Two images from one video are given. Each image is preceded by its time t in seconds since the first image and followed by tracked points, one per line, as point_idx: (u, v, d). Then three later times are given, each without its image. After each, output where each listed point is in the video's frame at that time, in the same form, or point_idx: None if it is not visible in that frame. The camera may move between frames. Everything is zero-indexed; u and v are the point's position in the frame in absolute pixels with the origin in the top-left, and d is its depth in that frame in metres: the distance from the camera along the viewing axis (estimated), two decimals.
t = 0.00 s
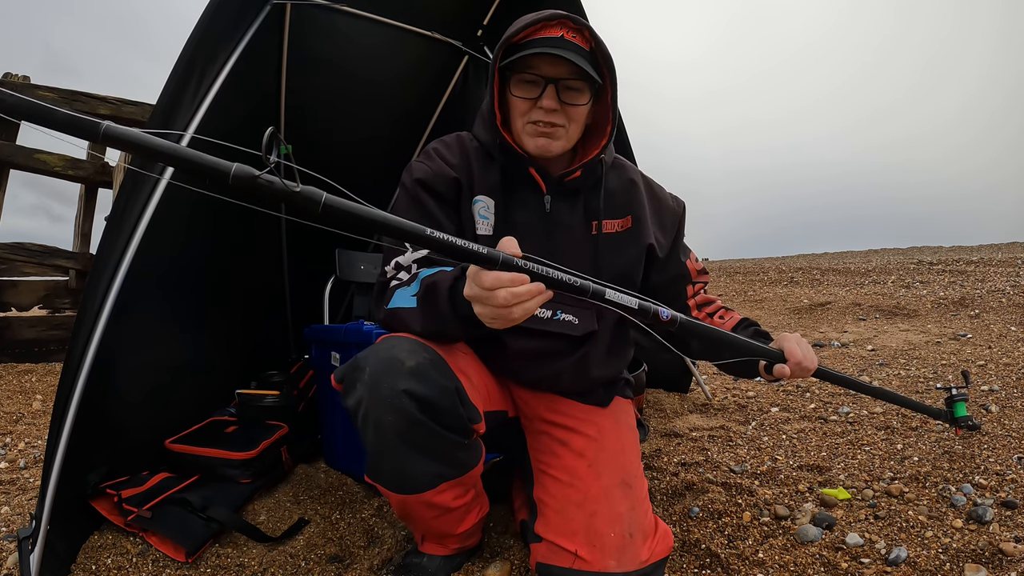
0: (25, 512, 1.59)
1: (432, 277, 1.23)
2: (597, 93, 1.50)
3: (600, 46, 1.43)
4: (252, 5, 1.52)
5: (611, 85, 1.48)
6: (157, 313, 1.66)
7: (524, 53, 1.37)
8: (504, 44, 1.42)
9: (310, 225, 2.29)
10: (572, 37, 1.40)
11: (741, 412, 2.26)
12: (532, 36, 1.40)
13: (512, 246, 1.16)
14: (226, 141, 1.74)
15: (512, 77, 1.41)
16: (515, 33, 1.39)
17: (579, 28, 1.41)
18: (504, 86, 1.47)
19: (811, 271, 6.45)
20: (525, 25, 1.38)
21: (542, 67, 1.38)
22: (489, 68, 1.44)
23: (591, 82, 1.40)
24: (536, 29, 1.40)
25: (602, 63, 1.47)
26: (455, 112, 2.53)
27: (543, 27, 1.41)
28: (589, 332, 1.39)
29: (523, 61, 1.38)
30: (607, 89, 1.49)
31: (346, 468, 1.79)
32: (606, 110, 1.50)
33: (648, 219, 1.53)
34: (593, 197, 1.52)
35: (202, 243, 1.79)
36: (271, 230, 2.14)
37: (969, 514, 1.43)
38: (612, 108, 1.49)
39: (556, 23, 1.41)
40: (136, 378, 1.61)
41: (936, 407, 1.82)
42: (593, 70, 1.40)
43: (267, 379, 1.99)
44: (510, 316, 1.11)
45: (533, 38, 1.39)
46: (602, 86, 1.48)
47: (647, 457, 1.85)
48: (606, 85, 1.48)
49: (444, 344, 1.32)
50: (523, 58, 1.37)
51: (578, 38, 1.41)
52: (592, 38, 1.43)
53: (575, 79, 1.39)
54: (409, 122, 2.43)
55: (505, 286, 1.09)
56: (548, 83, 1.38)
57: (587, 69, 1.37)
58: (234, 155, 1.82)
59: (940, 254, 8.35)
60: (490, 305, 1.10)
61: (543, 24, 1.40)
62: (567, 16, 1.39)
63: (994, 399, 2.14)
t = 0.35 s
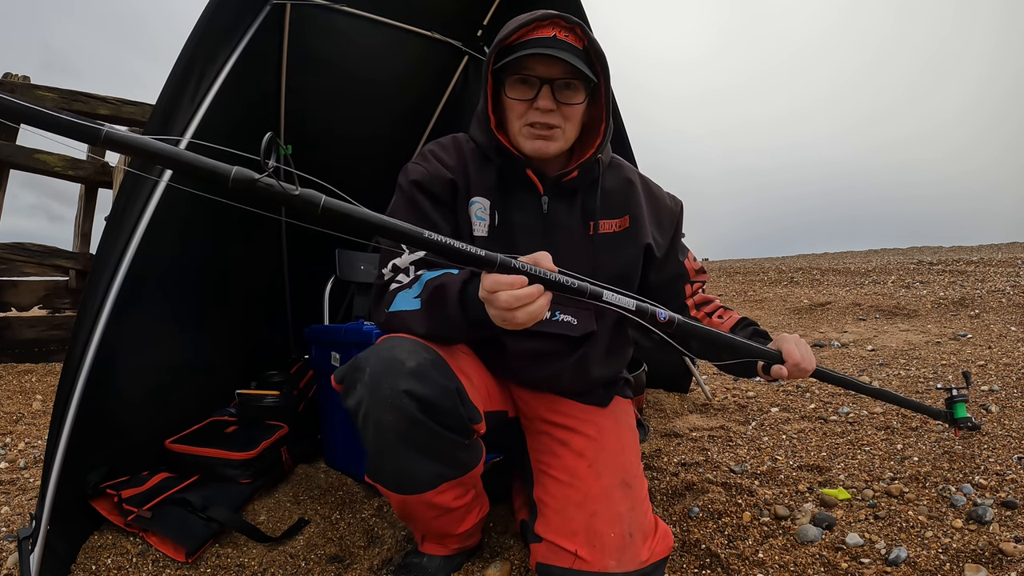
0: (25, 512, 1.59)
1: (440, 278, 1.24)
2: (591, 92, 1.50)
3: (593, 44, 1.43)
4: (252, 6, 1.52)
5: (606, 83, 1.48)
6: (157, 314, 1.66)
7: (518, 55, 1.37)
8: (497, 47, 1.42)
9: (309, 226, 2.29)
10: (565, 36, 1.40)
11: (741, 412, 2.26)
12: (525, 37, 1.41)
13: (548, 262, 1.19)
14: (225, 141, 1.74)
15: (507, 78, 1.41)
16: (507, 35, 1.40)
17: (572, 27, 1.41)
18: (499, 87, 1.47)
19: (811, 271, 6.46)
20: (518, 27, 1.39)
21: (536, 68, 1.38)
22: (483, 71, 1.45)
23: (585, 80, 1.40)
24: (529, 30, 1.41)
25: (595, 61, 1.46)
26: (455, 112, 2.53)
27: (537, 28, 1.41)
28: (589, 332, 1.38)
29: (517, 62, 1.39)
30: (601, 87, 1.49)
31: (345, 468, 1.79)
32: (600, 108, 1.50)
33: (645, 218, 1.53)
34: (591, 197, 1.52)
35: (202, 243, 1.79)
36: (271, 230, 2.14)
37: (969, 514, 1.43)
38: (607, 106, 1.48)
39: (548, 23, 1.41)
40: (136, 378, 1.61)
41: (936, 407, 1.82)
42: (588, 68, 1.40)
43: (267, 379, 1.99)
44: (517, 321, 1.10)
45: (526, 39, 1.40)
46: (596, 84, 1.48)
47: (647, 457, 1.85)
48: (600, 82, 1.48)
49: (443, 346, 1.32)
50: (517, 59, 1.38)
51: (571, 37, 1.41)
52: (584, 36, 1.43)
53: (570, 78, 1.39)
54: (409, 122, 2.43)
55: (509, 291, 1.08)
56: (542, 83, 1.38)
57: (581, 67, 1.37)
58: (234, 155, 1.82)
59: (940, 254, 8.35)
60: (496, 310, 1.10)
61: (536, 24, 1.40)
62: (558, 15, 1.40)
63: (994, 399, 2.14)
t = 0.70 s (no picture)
0: (25, 512, 1.59)
1: (444, 278, 1.23)
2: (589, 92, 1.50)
3: (590, 44, 1.43)
4: (252, 6, 1.52)
5: (603, 83, 1.48)
6: (157, 314, 1.66)
7: (515, 55, 1.37)
8: (495, 48, 1.42)
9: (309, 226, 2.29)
10: (562, 37, 1.40)
11: (741, 412, 2.26)
12: (522, 38, 1.41)
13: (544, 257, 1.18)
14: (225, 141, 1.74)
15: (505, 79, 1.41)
16: (504, 36, 1.40)
17: (569, 27, 1.42)
18: (496, 89, 1.47)
19: (811, 271, 6.46)
20: (514, 28, 1.39)
21: (534, 68, 1.38)
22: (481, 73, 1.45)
23: (583, 80, 1.40)
24: (526, 31, 1.41)
25: (592, 61, 1.46)
26: (455, 113, 2.53)
27: (533, 28, 1.41)
28: (589, 332, 1.38)
29: (515, 63, 1.39)
30: (598, 87, 1.49)
31: (345, 468, 1.79)
32: (597, 108, 1.50)
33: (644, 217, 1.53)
34: (589, 197, 1.52)
35: (202, 243, 1.79)
36: (270, 230, 2.14)
37: (969, 514, 1.43)
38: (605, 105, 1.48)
39: (545, 23, 1.41)
40: (136, 378, 1.61)
41: (936, 407, 1.82)
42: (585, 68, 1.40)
43: (267, 379, 1.99)
44: (518, 314, 1.09)
45: (523, 39, 1.40)
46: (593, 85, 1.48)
47: (647, 457, 1.85)
48: (598, 82, 1.48)
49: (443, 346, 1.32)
50: (514, 60, 1.38)
51: (568, 37, 1.41)
52: (581, 36, 1.43)
53: (568, 78, 1.39)
54: (409, 122, 2.43)
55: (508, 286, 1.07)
56: (540, 84, 1.38)
57: (578, 67, 1.38)
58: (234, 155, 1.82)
59: (940, 254, 8.36)
60: (496, 305, 1.09)
61: (533, 25, 1.40)
62: (555, 16, 1.40)
63: (994, 399, 2.14)
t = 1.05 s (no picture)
0: (26, 512, 1.59)
1: (439, 277, 1.22)
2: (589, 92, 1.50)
3: (591, 44, 1.43)
4: (252, 6, 1.52)
5: (604, 83, 1.48)
6: (157, 314, 1.66)
7: (516, 55, 1.37)
8: (496, 48, 1.42)
9: (309, 226, 2.29)
10: (563, 37, 1.40)
11: (741, 412, 2.26)
12: (523, 38, 1.41)
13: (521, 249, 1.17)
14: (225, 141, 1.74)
15: (505, 79, 1.41)
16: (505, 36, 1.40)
17: (570, 28, 1.42)
18: (497, 89, 1.47)
19: (811, 271, 6.46)
20: (516, 28, 1.39)
21: (535, 68, 1.38)
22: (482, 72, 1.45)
23: (584, 79, 1.41)
24: (527, 30, 1.41)
25: (593, 61, 1.46)
26: (455, 113, 2.53)
27: (534, 28, 1.41)
28: (589, 332, 1.39)
29: (515, 63, 1.39)
30: (599, 87, 1.49)
31: (346, 468, 1.79)
32: (597, 108, 1.50)
33: (643, 218, 1.53)
34: (590, 197, 1.52)
35: (202, 243, 1.79)
36: (270, 230, 2.14)
37: (969, 514, 1.43)
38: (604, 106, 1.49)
39: (546, 23, 1.41)
40: (136, 378, 1.61)
41: (935, 407, 1.82)
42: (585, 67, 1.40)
43: (267, 379, 1.99)
44: (516, 313, 1.09)
45: (524, 39, 1.40)
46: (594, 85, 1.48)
47: (647, 457, 1.85)
48: (598, 82, 1.48)
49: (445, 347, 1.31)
50: (515, 60, 1.38)
51: (569, 37, 1.41)
52: (583, 36, 1.43)
53: (568, 78, 1.39)
54: (409, 122, 2.43)
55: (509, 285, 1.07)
56: (541, 84, 1.38)
57: (579, 67, 1.38)
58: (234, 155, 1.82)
59: (940, 254, 8.37)
60: (494, 303, 1.09)
61: (534, 25, 1.40)
62: (556, 16, 1.40)
63: (994, 399, 2.14)
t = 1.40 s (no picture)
0: (26, 512, 1.59)
1: (429, 278, 1.22)
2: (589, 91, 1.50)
3: (591, 44, 1.43)
4: (252, 6, 1.52)
5: (604, 82, 1.48)
6: (156, 315, 1.66)
7: (516, 55, 1.37)
8: (496, 48, 1.42)
9: (309, 226, 2.29)
10: (563, 36, 1.40)
11: (741, 412, 2.26)
12: (523, 38, 1.41)
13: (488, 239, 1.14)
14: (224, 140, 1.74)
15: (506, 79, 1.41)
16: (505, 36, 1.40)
17: (570, 27, 1.42)
18: (497, 88, 1.47)
19: (811, 271, 6.46)
20: (516, 27, 1.39)
21: (535, 68, 1.38)
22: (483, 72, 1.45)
23: (584, 79, 1.41)
24: (527, 30, 1.41)
25: (593, 60, 1.46)
26: (456, 113, 2.53)
27: (534, 28, 1.41)
28: (589, 332, 1.39)
29: (515, 62, 1.38)
30: (599, 87, 1.49)
31: (346, 468, 1.79)
32: (597, 108, 1.50)
33: (643, 218, 1.53)
34: (589, 197, 1.52)
35: (202, 243, 1.79)
36: (270, 230, 2.14)
37: (969, 514, 1.43)
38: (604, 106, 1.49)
39: (546, 23, 1.41)
40: (136, 378, 1.61)
41: (936, 407, 1.82)
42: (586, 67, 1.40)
43: (267, 379, 1.99)
44: (513, 312, 1.09)
45: (524, 39, 1.40)
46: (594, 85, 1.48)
47: (647, 457, 1.85)
48: (598, 81, 1.48)
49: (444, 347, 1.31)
50: (515, 60, 1.38)
51: (569, 37, 1.41)
52: (583, 36, 1.43)
53: (568, 77, 1.39)
54: (409, 122, 2.43)
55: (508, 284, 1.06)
56: (541, 83, 1.38)
57: (580, 66, 1.38)
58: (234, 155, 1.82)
59: (940, 254, 8.38)
60: (492, 302, 1.08)
61: (534, 24, 1.40)
62: (556, 15, 1.40)
63: (994, 399, 2.14)
